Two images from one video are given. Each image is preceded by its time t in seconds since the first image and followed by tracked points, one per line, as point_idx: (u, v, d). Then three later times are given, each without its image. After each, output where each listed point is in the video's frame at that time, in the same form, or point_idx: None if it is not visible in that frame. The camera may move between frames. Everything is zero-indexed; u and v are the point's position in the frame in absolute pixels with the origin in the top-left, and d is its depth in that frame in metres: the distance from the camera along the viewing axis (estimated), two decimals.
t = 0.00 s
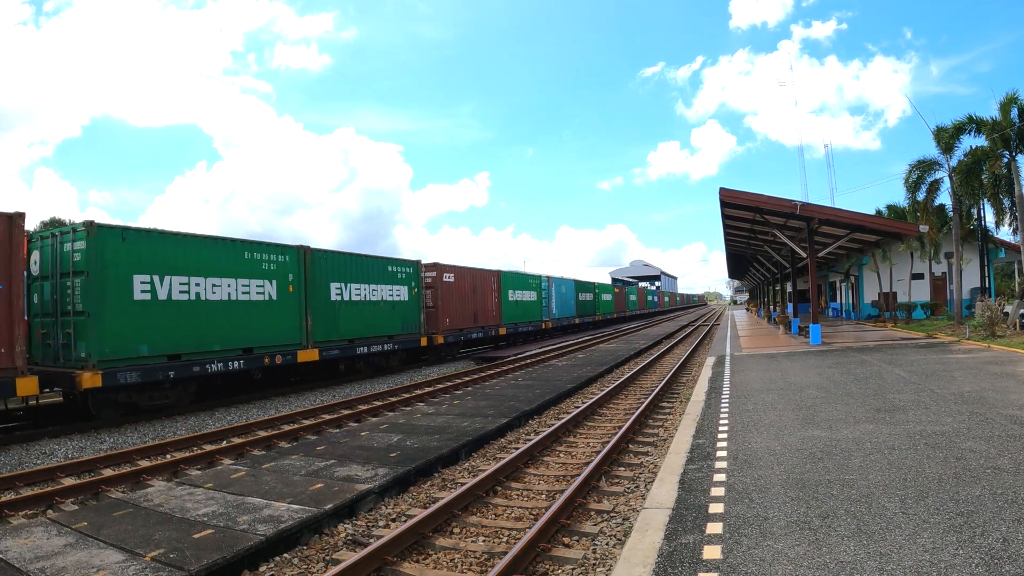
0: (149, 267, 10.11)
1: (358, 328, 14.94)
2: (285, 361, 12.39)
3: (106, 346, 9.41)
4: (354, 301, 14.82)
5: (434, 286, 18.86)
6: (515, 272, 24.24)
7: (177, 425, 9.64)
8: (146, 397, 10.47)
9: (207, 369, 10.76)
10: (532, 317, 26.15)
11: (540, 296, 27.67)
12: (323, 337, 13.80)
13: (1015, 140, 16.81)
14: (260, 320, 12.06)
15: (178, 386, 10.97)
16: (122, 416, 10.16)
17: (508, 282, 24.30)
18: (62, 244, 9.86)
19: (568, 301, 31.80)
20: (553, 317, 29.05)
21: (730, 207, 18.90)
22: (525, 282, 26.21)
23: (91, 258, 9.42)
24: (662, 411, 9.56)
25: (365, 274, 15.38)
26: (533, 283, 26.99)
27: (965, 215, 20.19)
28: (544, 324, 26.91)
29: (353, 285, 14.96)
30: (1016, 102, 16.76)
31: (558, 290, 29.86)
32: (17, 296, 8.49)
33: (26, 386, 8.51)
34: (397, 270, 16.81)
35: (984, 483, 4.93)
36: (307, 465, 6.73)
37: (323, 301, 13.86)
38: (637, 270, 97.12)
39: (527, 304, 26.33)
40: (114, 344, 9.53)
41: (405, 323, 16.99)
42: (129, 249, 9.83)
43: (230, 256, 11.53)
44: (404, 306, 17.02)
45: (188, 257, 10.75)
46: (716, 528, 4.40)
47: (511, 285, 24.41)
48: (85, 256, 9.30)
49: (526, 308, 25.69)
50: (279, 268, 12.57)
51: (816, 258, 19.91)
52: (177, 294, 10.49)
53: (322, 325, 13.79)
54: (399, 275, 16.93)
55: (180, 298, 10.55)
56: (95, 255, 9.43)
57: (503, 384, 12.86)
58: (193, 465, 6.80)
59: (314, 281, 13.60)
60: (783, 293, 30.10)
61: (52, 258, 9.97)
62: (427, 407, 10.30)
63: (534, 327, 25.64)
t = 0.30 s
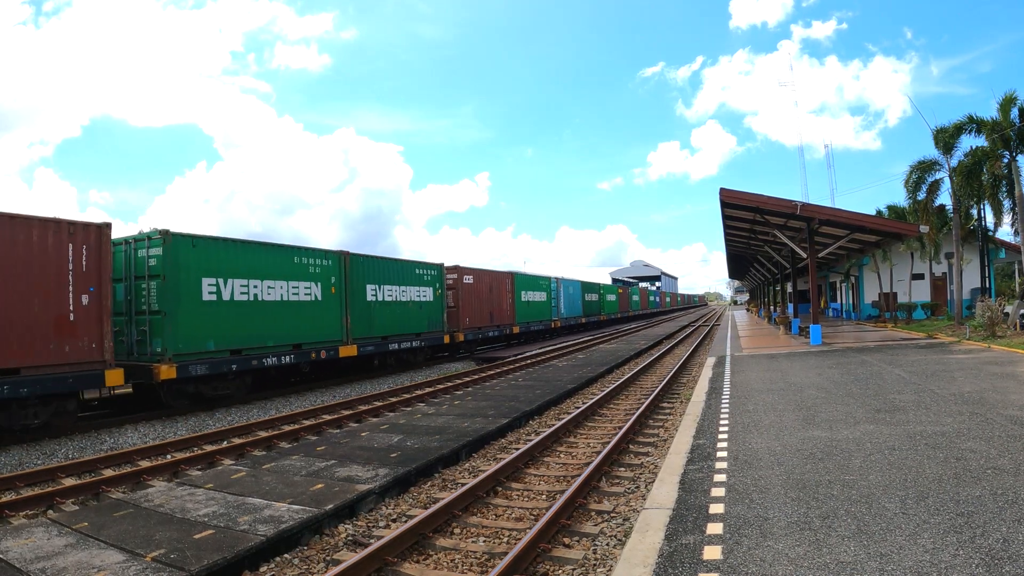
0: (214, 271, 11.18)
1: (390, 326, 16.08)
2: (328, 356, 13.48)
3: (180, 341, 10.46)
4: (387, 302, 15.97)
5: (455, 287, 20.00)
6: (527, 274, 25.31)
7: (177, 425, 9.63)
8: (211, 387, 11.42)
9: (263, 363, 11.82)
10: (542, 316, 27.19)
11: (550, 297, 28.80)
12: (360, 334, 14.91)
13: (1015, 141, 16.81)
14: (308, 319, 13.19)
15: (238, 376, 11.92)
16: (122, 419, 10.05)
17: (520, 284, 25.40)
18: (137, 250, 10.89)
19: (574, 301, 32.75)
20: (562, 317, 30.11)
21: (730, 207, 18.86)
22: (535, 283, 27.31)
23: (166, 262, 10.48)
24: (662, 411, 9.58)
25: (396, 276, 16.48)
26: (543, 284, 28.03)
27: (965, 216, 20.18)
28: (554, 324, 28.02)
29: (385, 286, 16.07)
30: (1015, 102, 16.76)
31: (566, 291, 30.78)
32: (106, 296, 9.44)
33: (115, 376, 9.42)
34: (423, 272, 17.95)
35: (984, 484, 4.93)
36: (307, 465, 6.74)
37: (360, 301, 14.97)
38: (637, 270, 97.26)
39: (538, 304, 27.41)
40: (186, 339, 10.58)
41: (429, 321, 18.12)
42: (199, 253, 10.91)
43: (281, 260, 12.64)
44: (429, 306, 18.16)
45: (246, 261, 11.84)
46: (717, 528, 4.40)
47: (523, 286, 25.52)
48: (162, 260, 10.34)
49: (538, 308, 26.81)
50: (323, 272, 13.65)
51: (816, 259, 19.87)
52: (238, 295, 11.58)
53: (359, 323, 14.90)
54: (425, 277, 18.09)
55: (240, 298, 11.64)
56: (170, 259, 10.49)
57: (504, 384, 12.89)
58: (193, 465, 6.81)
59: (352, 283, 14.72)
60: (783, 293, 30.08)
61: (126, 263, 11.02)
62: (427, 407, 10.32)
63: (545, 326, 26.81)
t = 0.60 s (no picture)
0: (268, 274, 12.37)
1: (418, 324, 17.25)
2: (364, 352, 14.61)
3: (241, 337, 11.62)
4: (415, 302, 17.13)
5: (474, 288, 21.17)
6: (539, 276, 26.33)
7: (177, 425, 9.63)
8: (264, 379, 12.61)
9: (311, 357, 13.00)
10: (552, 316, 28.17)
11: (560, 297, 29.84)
12: (392, 331, 16.05)
13: (1015, 141, 16.80)
14: (347, 317, 14.35)
15: (288, 369, 13.08)
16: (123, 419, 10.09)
17: (532, 284, 26.48)
18: (200, 255, 12.05)
19: (581, 301, 33.63)
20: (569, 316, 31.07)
21: (730, 207, 18.82)
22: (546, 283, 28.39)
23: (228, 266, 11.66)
24: (662, 411, 9.59)
25: (423, 278, 17.64)
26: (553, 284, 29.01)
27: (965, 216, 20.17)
28: (563, 323, 29.02)
29: (413, 288, 17.24)
30: (1015, 101, 16.77)
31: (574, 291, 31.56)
32: (179, 297, 10.57)
33: (185, 369, 10.57)
34: (447, 273, 19.12)
35: (985, 484, 4.92)
36: (308, 465, 6.74)
37: (392, 302, 16.13)
38: (637, 270, 97.45)
39: (547, 304, 28.42)
40: (246, 336, 11.75)
41: (452, 320, 19.27)
42: (256, 258, 12.09)
43: (325, 264, 13.83)
44: (452, 306, 19.33)
45: (295, 265, 13.02)
46: (717, 529, 4.39)
47: (536, 287, 26.60)
48: (225, 265, 11.52)
49: (548, 308, 27.83)
50: (360, 275, 14.84)
51: (817, 259, 19.80)
52: (289, 296, 12.82)
53: (391, 321, 16.03)
54: (448, 278, 19.28)
55: (290, 299, 12.82)
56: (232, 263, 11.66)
57: (505, 384, 12.90)
58: (193, 465, 6.81)
59: (384, 285, 15.87)
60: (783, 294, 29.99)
61: (191, 266, 12.17)
62: (427, 407, 10.33)
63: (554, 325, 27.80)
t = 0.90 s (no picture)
0: (314, 276, 13.49)
1: (442, 323, 18.47)
2: (396, 348, 15.79)
3: (293, 334, 12.73)
4: (440, 302, 18.36)
5: (491, 289, 22.36)
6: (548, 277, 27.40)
7: (177, 425, 9.64)
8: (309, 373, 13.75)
9: (351, 352, 14.17)
10: (560, 315, 29.21)
11: (566, 298, 30.75)
12: (419, 329, 17.25)
13: (1016, 141, 16.79)
14: (381, 316, 15.51)
15: (330, 364, 14.27)
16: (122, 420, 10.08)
17: (541, 285, 27.39)
18: (251, 260, 13.07)
19: (588, 300, 34.62)
20: (575, 316, 31.88)
21: (730, 207, 18.81)
22: (555, 284, 29.38)
23: (281, 269, 12.72)
24: (663, 411, 9.59)
25: (446, 280, 18.86)
26: (561, 285, 30.05)
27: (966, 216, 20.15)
28: (569, 323, 29.88)
29: (436, 289, 18.50)
30: (1016, 101, 16.77)
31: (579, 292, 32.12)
32: (240, 298, 11.75)
33: (246, 362, 11.73)
34: (466, 275, 20.37)
35: (985, 484, 4.92)
36: (308, 465, 6.74)
37: (419, 302, 17.34)
38: (637, 270, 97.48)
39: (556, 304, 29.41)
40: (297, 333, 12.88)
41: (471, 319, 20.51)
42: (303, 261, 13.23)
43: (362, 267, 15.04)
44: (471, 306, 20.55)
45: (337, 269, 14.22)
46: (717, 529, 4.39)
47: (545, 287, 27.54)
48: (277, 268, 12.58)
49: (556, 308, 28.80)
50: (392, 276, 16.03)
51: (817, 260, 19.72)
52: (331, 297, 13.95)
53: (418, 320, 17.23)
54: (467, 280, 20.53)
55: (332, 300, 13.93)
56: (284, 266, 12.77)
57: (505, 384, 12.92)
58: (194, 465, 6.82)
59: (412, 286, 17.05)
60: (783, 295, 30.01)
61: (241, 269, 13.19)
62: (428, 408, 10.34)
63: (562, 326, 28.71)
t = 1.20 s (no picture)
0: (351, 279, 14.62)
1: (460, 321, 19.74)
2: (421, 345, 17.01)
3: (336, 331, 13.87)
4: (459, 302, 19.63)
5: (505, 289, 23.61)
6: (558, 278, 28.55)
7: (177, 425, 9.65)
8: (346, 367, 14.85)
9: (383, 348, 15.33)
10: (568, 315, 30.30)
11: (573, 297, 31.81)
12: (441, 327, 18.49)
13: (1016, 141, 16.78)
14: (408, 316, 16.74)
15: (363, 359, 15.42)
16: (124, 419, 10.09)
17: (551, 285, 28.46)
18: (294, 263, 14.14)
19: (593, 301, 35.67)
20: (582, 316, 32.89)
21: (730, 207, 18.80)
22: (563, 285, 30.47)
23: (324, 271, 13.86)
24: (663, 411, 9.59)
25: (464, 281, 20.13)
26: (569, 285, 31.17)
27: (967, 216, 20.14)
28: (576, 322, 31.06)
29: (455, 290, 19.73)
30: (1017, 102, 16.77)
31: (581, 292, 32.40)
32: (290, 298, 12.83)
33: (295, 357, 12.78)
34: (481, 277, 21.64)
35: (986, 484, 4.92)
36: (308, 465, 6.74)
37: (441, 302, 18.59)
38: (637, 271, 97.54)
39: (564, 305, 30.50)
40: (338, 330, 14.01)
41: (486, 318, 21.78)
42: (343, 264, 14.37)
43: (391, 270, 16.21)
44: (485, 305, 21.81)
45: (371, 271, 15.39)
46: (717, 529, 4.39)
47: (554, 288, 28.66)
48: (321, 271, 13.67)
49: (565, 308, 29.92)
50: (418, 278, 17.26)
51: (816, 260, 19.65)
52: (366, 297, 15.11)
53: (439, 319, 18.47)
54: (482, 281, 21.82)
55: (367, 300, 15.08)
56: (327, 269, 13.90)
57: (506, 384, 12.93)
58: (194, 465, 6.82)
59: (434, 287, 18.27)
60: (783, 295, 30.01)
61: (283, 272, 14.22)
62: (428, 408, 10.34)
63: (570, 324, 29.98)
